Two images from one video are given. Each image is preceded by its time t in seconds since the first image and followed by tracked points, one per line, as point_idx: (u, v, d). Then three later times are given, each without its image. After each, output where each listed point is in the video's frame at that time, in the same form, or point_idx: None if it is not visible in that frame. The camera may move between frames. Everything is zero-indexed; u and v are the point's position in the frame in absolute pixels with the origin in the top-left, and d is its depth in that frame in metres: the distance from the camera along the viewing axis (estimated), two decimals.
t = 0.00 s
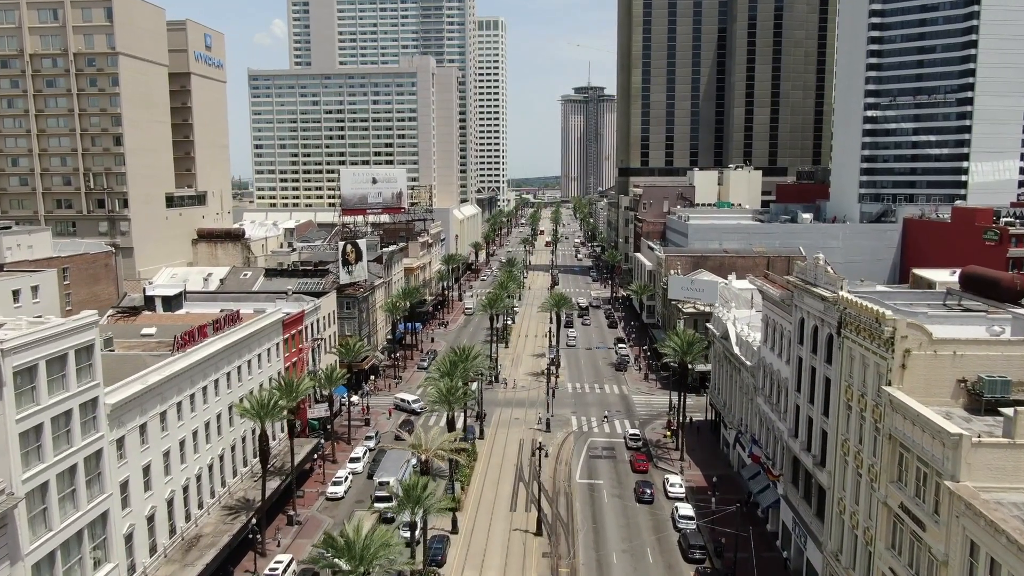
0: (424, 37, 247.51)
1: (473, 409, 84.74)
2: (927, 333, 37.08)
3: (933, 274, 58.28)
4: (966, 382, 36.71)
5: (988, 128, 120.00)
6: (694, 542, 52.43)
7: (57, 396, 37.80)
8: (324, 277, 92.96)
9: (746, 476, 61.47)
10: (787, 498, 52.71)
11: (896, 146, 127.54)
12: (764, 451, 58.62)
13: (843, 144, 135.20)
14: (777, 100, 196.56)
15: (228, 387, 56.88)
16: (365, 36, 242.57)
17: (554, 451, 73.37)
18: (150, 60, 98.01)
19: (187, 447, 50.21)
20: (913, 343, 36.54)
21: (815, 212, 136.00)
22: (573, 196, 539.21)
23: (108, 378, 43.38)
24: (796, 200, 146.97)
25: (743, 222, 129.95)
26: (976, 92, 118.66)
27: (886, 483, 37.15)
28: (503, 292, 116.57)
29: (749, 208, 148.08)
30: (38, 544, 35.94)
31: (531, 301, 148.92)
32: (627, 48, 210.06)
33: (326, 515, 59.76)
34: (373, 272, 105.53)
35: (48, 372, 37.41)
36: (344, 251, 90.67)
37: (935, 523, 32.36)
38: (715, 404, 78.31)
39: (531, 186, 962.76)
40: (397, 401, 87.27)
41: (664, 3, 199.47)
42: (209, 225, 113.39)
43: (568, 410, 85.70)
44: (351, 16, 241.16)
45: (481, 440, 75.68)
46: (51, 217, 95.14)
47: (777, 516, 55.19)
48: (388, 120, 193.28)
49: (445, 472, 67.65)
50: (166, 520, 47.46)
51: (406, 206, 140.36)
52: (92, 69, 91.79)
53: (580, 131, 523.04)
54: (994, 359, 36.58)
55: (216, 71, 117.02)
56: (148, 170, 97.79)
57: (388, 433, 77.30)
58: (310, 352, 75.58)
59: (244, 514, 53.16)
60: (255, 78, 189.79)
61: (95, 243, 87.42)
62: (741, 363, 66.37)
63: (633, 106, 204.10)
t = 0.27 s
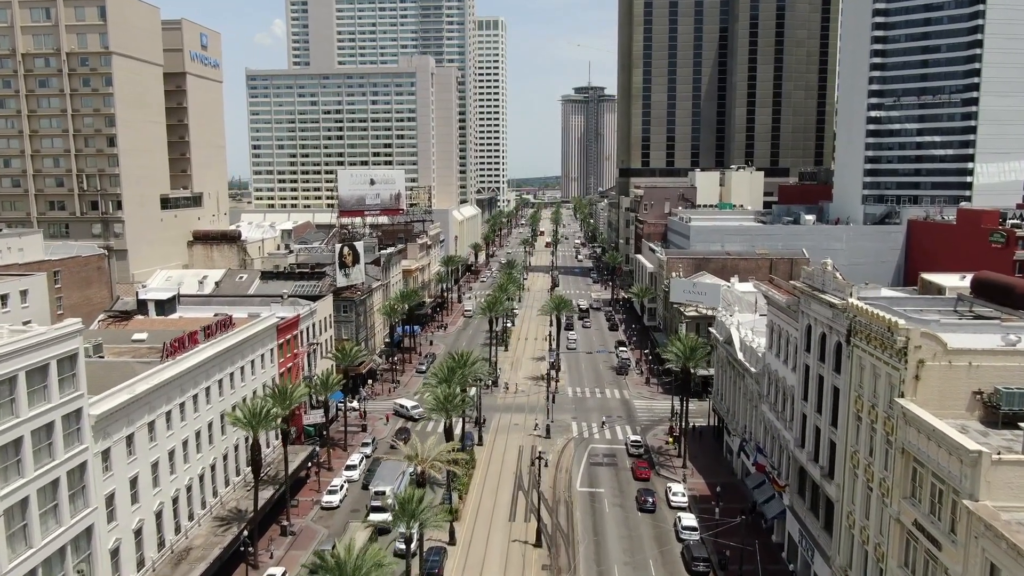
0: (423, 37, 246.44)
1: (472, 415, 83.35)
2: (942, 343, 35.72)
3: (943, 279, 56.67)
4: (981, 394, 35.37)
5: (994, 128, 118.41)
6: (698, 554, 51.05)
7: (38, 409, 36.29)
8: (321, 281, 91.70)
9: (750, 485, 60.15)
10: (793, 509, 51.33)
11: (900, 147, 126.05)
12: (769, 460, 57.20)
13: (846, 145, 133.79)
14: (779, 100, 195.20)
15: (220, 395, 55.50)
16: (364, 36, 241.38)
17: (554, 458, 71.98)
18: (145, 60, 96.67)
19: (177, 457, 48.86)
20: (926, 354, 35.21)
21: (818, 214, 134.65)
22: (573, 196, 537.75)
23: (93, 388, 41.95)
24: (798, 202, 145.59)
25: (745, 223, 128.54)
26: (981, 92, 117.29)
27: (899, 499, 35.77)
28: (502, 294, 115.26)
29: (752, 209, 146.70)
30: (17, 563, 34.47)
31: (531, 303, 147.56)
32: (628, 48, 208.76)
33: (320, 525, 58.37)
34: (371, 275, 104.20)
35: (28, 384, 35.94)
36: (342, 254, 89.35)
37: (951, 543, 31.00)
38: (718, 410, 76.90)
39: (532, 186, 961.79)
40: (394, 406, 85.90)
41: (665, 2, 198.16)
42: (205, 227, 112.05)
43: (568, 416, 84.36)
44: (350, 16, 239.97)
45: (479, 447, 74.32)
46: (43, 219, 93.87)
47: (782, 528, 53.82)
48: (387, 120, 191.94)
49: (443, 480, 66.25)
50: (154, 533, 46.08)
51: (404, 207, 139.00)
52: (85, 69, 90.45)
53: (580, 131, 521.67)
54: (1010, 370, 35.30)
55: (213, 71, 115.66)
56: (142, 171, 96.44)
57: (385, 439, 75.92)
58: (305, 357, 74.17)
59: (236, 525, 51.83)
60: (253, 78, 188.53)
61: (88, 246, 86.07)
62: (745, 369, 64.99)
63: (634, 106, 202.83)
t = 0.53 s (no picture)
0: (422, 36, 245.24)
1: (470, 421, 82.00)
2: (958, 354, 34.33)
3: (953, 284, 55.23)
4: (999, 407, 33.95)
5: (1000, 128, 116.84)
6: (702, 567, 49.71)
7: (18, 421, 34.90)
8: (318, 284, 90.46)
9: (755, 495, 58.82)
10: (799, 521, 49.94)
11: (904, 147, 124.75)
12: (775, 469, 55.86)
13: (850, 145, 132.60)
14: (781, 100, 193.83)
15: (211, 403, 54.17)
16: (363, 36, 240.10)
17: (554, 465, 70.67)
18: (139, 60, 95.36)
19: (166, 468, 47.51)
20: (941, 365, 33.84)
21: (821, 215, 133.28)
22: (573, 196, 536.49)
23: (78, 398, 40.61)
24: (801, 203, 144.25)
25: (748, 225, 127.12)
26: (987, 92, 115.84)
27: (913, 516, 34.42)
28: (501, 296, 113.96)
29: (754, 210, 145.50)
30: None
31: (531, 305, 146.24)
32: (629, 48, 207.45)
33: (315, 535, 56.96)
34: (369, 277, 102.90)
35: (8, 395, 34.54)
36: (339, 257, 87.95)
37: (970, 564, 29.58)
38: (721, 416, 75.54)
39: (532, 185, 960.64)
40: (392, 412, 84.55)
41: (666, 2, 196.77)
42: (201, 228, 110.74)
43: (568, 421, 83.02)
44: (349, 15, 238.75)
45: (478, 454, 72.99)
46: (36, 221, 92.57)
47: (788, 539, 52.51)
48: (386, 120, 190.58)
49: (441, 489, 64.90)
50: (142, 546, 44.69)
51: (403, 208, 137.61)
52: (78, 69, 89.12)
53: (581, 131, 520.34)
54: None
55: (209, 70, 114.31)
56: (136, 173, 95.12)
57: (383, 445, 74.61)
58: (300, 362, 72.82)
59: (228, 537, 50.48)
60: (251, 78, 187.26)
61: (81, 248, 84.80)
62: (749, 375, 63.63)
63: (634, 107, 201.54)
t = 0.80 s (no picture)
0: (422, 36, 243.97)
1: (469, 427, 80.56)
2: (975, 365, 32.91)
3: (963, 288, 53.78)
4: (1018, 421, 32.53)
5: (1006, 129, 115.29)
6: None
7: None
8: (315, 287, 89.17)
9: (760, 505, 57.41)
10: (806, 534, 48.60)
11: (909, 148, 123.38)
12: (780, 479, 54.42)
13: (853, 146, 131.27)
14: (783, 100, 192.48)
15: (202, 412, 52.77)
16: (362, 36, 238.75)
17: (554, 473, 69.27)
18: (133, 59, 94.00)
19: (154, 480, 46.10)
20: (958, 378, 32.47)
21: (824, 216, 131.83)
22: (574, 197, 535.03)
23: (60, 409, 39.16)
24: (803, 204, 142.83)
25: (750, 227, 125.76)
26: (992, 92, 114.28)
27: (928, 534, 33.04)
28: (501, 299, 112.58)
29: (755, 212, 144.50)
30: None
31: (531, 307, 144.82)
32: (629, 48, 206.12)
33: (309, 546, 55.57)
34: (366, 280, 101.52)
35: None
36: (336, 260, 86.51)
37: None
38: (724, 423, 74.11)
39: (532, 186, 959.25)
40: (389, 417, 83.16)
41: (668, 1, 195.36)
42: (197, 230, 109.35)
43: (568, 427, 81.60)
44: (348, 15, 237.42)
45: (477, 462, 71.57)
46: (28, 223, 91.11)
47: (794, 552, 51.11)
48: (385, 120, 189.15)
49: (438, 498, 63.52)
50: (128, 562, 43.27)
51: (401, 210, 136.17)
52: (71, 68, 87.75)
53: (581, 131, 518.93)
54: None
55: (205, 70, 112.93)
56: (130, 174, 93.76)
57: (379, 452, 73.22)
58: (295, 368, 71.39)
59: (218, 550, 49.09)
60: (249, 77, 185.94)
61: (73, 251, 83.42)
62: (753, 382, 62.24)
63: (635, 107, 200.15)
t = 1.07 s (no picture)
0: (421, 36, 242.86)
1: (468, 433, 79.17)
2: (993, 378, 31.52)
3: (975, 293, 52.32)
4: None
5: (1011, 130, 114.03)
6: None
7: None
8: (312, 290, 87.92)
9: (765, 516, 56.02)
10: (813, 547, 47.22)
11: (913, 149, 121.94)
12: (787, 490, 53.00)
13: (857, 147, 129.81)
14: (785, 101, 191.21)
15: (193, 421, 51.39)
16: (361, 35, 237.48)
17: (554, 481, 67.87)
18: (127, 59, 92.59)
19: (141, 492, 44.71)
20: (975, 391, 31.13)
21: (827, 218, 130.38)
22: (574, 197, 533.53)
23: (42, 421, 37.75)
24: (806, 206, 141.45)
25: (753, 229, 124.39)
26: (998, 92, 113.10)
27: (943, 554, 31.67)
28: (501, 302, 111.19)
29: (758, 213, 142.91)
30: None
31: (531, 309, 143.43)
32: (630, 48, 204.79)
33: (303, 558, 54.17)
34: (364, 282, 100.15)
35: None
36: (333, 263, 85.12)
37: None
38: (727, 429, 72.75)
39: (532, 186, 957.91)
40: (387, 423, 81.75)
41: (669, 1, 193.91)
42: (193, 232, 108.00)
43: (569, 433, 80.21)
44: (347, 15, 236.13)
45: (475, 469, 70.16)
46: (20, 225, 89.79)
47: (800, 565, 49.71)
48: (384, 120, 187.76)
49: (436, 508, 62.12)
50: None
51: (400, 211, 134.78)
52: (63, 68, 86.33)
53: (581, 131, 517.55)
54: None
55: (200, 70, 111.51)
56: (124, 176, 92.39)
57: (376, 459, 71.87)
58: (290, 374, 70.01)
59: (208, 563, 47.69)
60: (247, 77, 184.67)
61: (65, 254, 82.04)
62: (758, 389, 60.85)
63: (636, 107, 198.75)
